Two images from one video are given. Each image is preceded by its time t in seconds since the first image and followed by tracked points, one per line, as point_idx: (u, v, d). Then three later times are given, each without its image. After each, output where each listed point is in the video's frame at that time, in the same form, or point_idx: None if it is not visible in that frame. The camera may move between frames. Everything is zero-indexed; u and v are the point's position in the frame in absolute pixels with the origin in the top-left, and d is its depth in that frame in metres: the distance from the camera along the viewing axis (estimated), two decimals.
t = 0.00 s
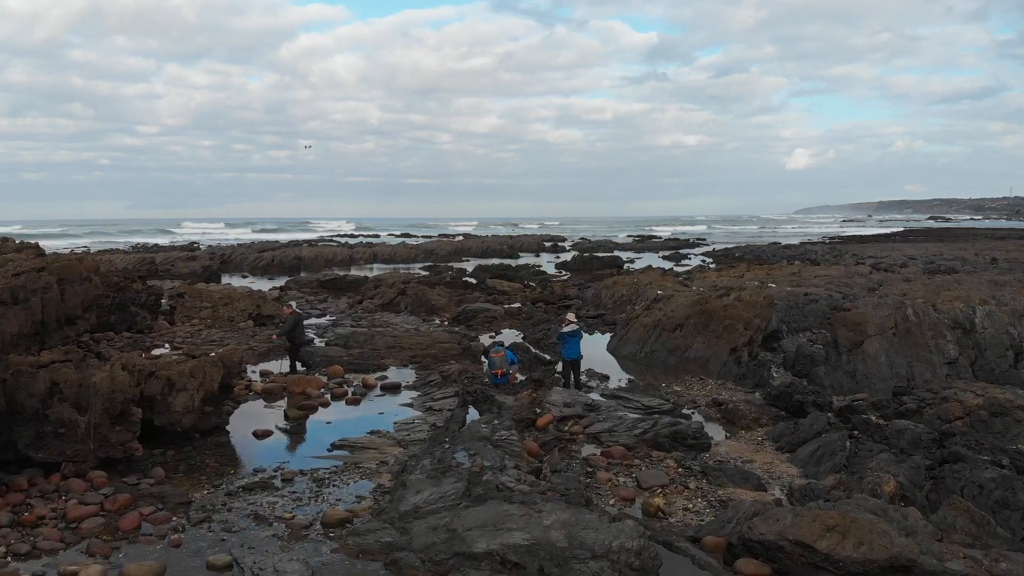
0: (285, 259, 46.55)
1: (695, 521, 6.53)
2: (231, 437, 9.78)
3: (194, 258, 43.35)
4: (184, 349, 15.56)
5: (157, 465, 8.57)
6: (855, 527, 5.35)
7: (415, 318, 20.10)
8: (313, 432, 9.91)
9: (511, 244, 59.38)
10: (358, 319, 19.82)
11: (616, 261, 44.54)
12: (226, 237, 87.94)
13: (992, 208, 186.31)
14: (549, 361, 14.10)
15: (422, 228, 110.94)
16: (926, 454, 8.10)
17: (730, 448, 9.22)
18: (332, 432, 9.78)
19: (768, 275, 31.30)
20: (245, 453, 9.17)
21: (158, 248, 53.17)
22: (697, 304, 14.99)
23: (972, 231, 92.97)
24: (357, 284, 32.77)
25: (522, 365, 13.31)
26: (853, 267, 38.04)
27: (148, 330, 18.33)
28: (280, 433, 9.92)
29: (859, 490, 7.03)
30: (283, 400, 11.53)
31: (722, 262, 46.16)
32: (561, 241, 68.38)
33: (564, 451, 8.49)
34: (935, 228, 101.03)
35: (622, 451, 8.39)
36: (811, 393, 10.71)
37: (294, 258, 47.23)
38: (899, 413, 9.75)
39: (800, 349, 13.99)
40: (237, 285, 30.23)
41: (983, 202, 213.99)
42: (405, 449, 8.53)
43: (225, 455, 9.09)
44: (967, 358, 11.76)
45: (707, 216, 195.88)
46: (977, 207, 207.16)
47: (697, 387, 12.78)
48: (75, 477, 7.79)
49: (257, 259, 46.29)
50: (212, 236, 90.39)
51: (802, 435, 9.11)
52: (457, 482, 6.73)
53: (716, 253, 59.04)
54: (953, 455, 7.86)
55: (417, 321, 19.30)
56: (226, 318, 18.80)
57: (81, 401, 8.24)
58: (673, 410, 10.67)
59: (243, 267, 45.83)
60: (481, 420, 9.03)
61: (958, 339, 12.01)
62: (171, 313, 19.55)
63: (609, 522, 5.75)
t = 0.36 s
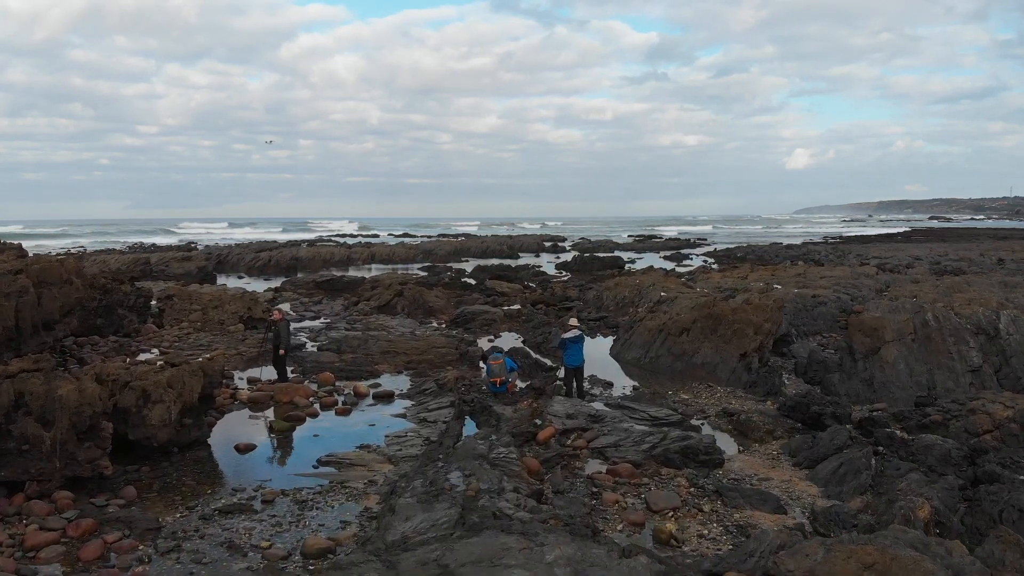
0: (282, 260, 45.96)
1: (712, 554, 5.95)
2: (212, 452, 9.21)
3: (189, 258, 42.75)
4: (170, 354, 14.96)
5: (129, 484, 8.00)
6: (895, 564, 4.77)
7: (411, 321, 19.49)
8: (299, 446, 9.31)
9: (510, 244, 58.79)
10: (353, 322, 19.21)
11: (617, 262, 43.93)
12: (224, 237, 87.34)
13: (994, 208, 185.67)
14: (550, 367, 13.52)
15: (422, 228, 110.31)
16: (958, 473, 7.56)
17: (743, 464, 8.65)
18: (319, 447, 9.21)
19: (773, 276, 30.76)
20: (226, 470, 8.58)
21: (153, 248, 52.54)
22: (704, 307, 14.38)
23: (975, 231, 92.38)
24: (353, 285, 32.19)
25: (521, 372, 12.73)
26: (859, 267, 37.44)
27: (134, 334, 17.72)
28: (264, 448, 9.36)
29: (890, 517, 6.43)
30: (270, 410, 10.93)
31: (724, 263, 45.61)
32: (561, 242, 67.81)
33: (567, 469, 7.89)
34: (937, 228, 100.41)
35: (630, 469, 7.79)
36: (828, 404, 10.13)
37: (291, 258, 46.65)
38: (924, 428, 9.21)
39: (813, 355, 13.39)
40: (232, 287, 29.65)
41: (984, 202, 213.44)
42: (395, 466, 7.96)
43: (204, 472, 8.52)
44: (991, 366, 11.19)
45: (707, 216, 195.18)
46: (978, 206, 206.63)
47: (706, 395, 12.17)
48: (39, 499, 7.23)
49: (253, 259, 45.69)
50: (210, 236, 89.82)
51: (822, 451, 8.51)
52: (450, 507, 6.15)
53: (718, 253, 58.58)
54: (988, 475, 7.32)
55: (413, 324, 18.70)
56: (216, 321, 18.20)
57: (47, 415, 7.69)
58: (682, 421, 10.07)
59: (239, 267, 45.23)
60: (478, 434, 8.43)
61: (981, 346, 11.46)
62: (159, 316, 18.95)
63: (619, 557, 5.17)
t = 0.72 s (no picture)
0: (280, 260, 45.46)
1: None
2: (192, 467, 8.68)
3: (185, 259, 42.21)
4: (157, 358, 14.42)
5: (101, 504, 7.49)
6: None
7: (408, 324, 18.94)
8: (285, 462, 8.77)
9: (510, 244, 58.29)
10: (348, 325, 18.66)
11: (619, 262, 43.40)
12: (222, 237, 86.81)
13: (996, 208, 185.05)
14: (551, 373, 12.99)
15: (421, 228, 109.81)
16: (992, 493, 7.03)
17: (758, 481, 8.11)
18: (307, 462, 8.68)
19: (777, 277, 30.25)
20: (206, 488, 8.03)
21: (150, 249, 51.97)
22: (712, 310, 13.84)
23: (979, 231, 91.81)
24: (351, 286, 31.67)
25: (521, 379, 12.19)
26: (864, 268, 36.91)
27: (122, 338, 17.18)
28: (248, 462, 8.84)
29: (925, 544, 5.89)
30: (256, 422, 10.38)
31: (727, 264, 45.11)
32: (561, 242, 67.32)
33: (570, 488, 7.34)
34: (940, 228, 99.84)
35: (638, 488, 7.24)
36: (845, 414, 9.59)
37: (288, 258, 46.14)
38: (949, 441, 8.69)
39: (826, 361, 12.85)
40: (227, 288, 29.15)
41: (985, 202, 212.93)
42: (386, 485, 7.43)
43: (183, 489, 8.00)
44: (1016, 373, 10.66)
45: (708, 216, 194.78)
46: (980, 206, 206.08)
47: (715, 404, 11.63)
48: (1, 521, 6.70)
49: (251, 260, 45.18)
50: (208, 236, 89.27)
51: (843, 466, 7.99)
52: (444, 534, 5.62)
53: (720, 253, 58.08)
54: None
55: (410, 327, 18.15)
56: (206, 324, 17.66)
57: (12, 430, 7.16)
58: (691, 433, 9.53)
59: (237, 267, 44.71)
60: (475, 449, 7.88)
61: (1004, 352, 10.94)
62: (149, 319, 18.40)
63: None
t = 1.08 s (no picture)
0: (277, 261, 44.92)
1: None
2: (167, 487, 8.08)
3: (181, 259, 41.69)
4: (141, 365, 13.81)
5: (65, 529, 6.88)
6: None
7: (405, 327, 18.34)
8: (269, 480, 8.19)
9: (510, 245, 57.74)
10: (342, 328, 18.06)
11: (620, 262, 42.83)
12: (220, 237, 86.25)
13: (997, 208, 184.88)
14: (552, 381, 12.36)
15: (421, 228, 109.25)
16: None
17: (778, 503, 7.51)
18: (292, 481, 8.08)
19: (782, 278, 29.64)
20: (181, 511, 7.42)
21: (146, 249, 51.40)
22: (721, 314, 13.23)
23: (982, 231, 91.23)
24: (348, 287, 31.10)
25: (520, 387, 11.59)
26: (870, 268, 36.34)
27: (107, 342, 16.58)
28: (229, 481, 8.25)
29: None
30: (240, 435, 9.75)
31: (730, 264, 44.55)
32: (561, 242, 66.81)
33: (575, 513, 6.75)
34: (943, 228, 99.23)
35: (649, 512, 6.64)
36: (867, 426, 8.98)
37: (285, 258, 45.59)
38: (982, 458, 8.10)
39: (841, 368, 12.27)
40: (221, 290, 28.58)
41: (986, 202, 212.41)
42: (373, 510, 6.83)
43: (156, 512, 7.40)
44: None
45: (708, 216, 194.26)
46: (981, 206, 205.60)
47: (725, 414, 11.04)
48: None
49: (247, 260, 44.63)
50: (206, 236, 88.69)
51: (869, 487, 7.43)
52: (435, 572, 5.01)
53: (722, 254, 57.60)
54: None
55: (406, 331, 17.54)
56: (195, 327, 17.04)
57: None
58: (703, 447, 8.93)
59: (233, 268, 44.15)
60: (471, 469, 7.28)
61: None
62: (136, 322, 17.78)
63: None
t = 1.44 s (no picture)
0: (273, 261, 44.30)
1: None
2: (140, 509, 7.48)
3: (176, 259, 41.09)
4: (124, 372, 13.18)
5: (23, 559, 6.28)
6: None
7: (401, 331, 17.72)
8: (250, 500, 7.58)
9: (510, 245, 57.13)
10: (336, 332, 17.45)
11: (622, 263, 42.23)
12: (218, 237, 85.62)
13: (998, 208, 184.28)
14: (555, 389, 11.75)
15: (420, 228, 108.62)
16: None
17: (800, 527, 6.92)
18: (274, 501, 7.49)
19: (788, 279, 29.05)
20: (152, 536, 6.82)
21: (141, 249, 50.73)
22: (731, 320, 12.64)
23: (985, 230, 90.64)
24: (344, 288, 30.49)
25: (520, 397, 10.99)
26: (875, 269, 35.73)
27: (91, 347, 15.96)
28: (207, 501, 7.66)
29: None
30: (223, 451, 9.13)
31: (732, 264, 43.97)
32: (561, 242, 66.22)
33: (581, 541, 6.16)
34: (947, 228, 98.70)
35: (662, 541, 6.06)
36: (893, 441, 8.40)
37: (282, 258, 44.97)
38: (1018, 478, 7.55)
39: (857, 377, 11.72)
40: (214, 291, 27.95)
41: (988, 202, 211.80)
42: (360, 538, 6.23)
43: (125, 537, 6.80)
44: None
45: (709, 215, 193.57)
46: (982, 206, 205.00)
47: (738, 425, 10.44)
48: None
49: (243, 261, 44.00)
50: (203, 236, 88.03)
51: (900, 511, 6.87)
52: None
53: (723, 254, 57.00)
54: None
55: (402, 335, 16.92)
56: (183, 331, 16.42)
57: None
58: (716, 464, 8.33)
59: (229, 268, 43.53)
60: (467, 493, 6.69)
61: None
62: (122, 325, 17.21)
63: None
